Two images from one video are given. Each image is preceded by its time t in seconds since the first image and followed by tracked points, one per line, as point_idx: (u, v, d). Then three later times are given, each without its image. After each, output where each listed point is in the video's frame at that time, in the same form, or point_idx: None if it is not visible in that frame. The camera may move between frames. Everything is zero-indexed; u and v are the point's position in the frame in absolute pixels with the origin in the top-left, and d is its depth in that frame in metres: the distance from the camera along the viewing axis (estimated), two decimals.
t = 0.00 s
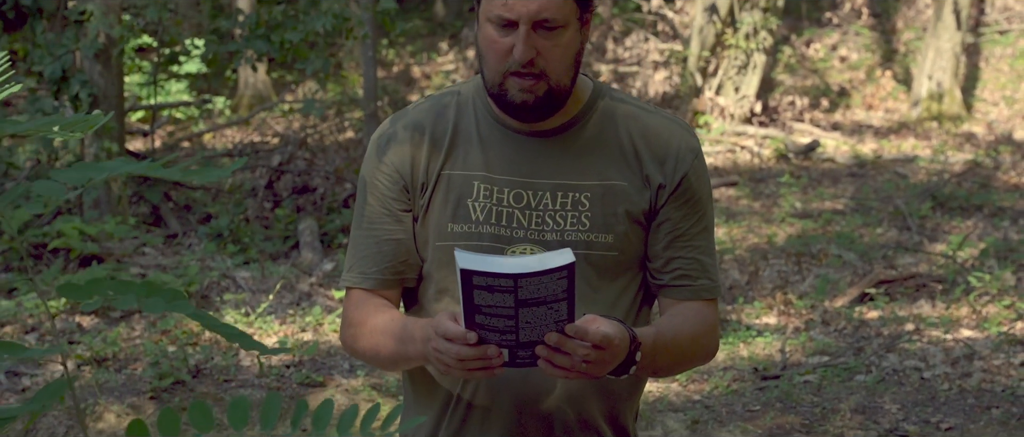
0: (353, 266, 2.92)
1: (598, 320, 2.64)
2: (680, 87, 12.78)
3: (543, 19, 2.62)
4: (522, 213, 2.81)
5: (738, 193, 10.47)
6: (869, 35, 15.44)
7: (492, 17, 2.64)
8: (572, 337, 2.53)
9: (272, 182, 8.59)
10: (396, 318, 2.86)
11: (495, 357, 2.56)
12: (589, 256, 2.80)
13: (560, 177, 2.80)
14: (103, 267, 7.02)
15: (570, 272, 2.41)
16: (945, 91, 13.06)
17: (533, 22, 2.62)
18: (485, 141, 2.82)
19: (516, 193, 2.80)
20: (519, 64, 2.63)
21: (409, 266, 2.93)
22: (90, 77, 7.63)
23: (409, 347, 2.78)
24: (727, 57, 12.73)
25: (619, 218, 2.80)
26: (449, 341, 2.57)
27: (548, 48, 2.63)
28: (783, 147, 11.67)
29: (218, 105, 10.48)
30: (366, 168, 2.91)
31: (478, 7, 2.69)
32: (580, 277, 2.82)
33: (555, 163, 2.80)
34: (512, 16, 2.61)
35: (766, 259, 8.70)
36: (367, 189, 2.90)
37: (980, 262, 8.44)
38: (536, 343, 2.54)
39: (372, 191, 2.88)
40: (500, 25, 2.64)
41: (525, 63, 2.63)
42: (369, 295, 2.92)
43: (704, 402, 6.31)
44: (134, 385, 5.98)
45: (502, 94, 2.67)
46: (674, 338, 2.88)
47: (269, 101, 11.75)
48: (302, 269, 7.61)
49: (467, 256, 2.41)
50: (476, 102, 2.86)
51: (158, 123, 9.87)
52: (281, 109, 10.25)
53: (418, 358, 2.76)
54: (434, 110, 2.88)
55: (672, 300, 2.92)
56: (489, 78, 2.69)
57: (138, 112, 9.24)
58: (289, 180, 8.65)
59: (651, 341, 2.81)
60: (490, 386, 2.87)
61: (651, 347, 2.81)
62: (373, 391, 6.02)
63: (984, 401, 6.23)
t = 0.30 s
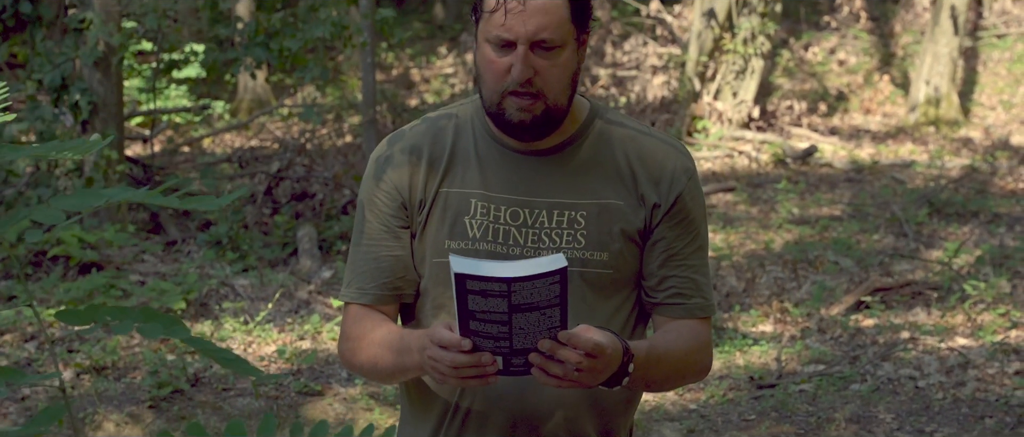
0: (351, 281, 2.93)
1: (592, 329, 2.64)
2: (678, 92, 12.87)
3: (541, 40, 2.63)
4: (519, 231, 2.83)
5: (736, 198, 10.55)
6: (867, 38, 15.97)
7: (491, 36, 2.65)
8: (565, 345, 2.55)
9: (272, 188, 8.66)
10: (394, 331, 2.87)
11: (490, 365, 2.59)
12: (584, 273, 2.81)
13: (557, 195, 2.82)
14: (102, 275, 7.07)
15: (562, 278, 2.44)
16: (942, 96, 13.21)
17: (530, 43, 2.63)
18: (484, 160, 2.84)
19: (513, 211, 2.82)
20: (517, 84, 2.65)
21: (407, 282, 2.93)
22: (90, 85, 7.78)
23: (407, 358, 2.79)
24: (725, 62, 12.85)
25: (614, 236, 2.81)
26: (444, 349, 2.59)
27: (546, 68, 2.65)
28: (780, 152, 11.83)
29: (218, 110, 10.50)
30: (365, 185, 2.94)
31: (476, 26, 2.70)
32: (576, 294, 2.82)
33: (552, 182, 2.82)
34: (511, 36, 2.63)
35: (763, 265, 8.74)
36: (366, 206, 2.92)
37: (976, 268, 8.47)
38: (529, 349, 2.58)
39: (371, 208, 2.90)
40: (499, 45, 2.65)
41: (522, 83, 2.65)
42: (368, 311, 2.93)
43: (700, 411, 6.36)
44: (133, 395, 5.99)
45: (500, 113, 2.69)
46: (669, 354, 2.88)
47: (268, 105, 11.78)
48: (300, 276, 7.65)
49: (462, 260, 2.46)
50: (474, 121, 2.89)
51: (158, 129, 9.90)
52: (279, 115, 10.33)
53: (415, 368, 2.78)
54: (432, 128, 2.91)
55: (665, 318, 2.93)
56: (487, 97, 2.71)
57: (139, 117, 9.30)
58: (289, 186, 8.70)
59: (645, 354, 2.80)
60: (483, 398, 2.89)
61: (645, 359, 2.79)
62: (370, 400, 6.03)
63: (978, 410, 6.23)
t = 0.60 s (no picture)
0: (352, 295, 2.93)
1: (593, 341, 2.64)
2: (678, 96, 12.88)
3: (549, 53, 2.69)
4: (519, 246, 2.84)
5: (735, 202, 10.61)
6: (867, 41, 16.09)
7: (497, 52, 2.71)
8: (564, 355, 2.56)
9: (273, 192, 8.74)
10: (395, 340, 2.86)
11: (490, 372, 2.60)
12: (583, 288, 2.83)
13: (556, 211, 2.83)
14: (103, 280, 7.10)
15: (561, 288, 2.45)
16: (942, 100, 13.26)
17: (538, 57, 2.68)
18: (484, 175, 2.85)
19: (514, 225, 2.83)
20: (524, 98, 2.69)
21: (408, 296, 2.94)
22: (91, 91, 7.88)
23: (407, 366, 2.79)
24: (724, 66, 12.88)
25: (613, 251, 2.83)
26: (445, 356, 2.61)
27: (554, 82, 2.70)
28: (779, 156, 11.93)
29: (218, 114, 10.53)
30: (366, 201, 2.95)
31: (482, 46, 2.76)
32: (575, 309, 2.83)
33: (552, 197, 2.83)
34: (518, 51, 2.69)
35: (762, 271, 8.76)
36: (367, 221, 2.93)
37: (974, 275, 8.47)
38: (530, 358, 2.58)
39: (372, 223, 2.92)
40: (505, 60, 2.71)
41: (529, 97, 2.69)
42: (369, 323, 2.93)
43: (698, 419, 6.38)
44: (133, 402, 5.99)
45: (505, 128, 2.73)
46: (667, 368, 2.89)
47: (268, 109, 11.81)
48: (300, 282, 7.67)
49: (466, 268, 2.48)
50: (475, 138, 2.90)
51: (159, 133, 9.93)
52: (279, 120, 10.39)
53: (415, 378, 2.78)
54: (433, 147, 2.92)
55: (663, 333, 2.94)
56: (492, 114, 2.75)
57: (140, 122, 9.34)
58: (289, 190, 8.81)
59: (644, 366, 2.81)
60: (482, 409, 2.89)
61: (644, 372, 2.80)
62: (370, 407, 6.01)
63: (975, 419, 6.22)
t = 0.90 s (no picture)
0: (363, 308, 2.94)
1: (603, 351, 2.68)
2: (684, 98, 13.11)
3: (574, 62, 2.74)
4: (529, 258, 2.85)
5: (742, 206, 10.67)
6: (874, 42, 16.47)
7: (521, 63, 2.75)
8: (576, 365, 2.59)
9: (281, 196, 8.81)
10: (407, 351, 2.87)
11: (502, 382, 2.63)
12: (592, 300, 2.85)
13: (565, 224, 2.85)
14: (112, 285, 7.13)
15: (574, 299, 2.49)
16: (949, 103, 13.40)
17: (564, 66, 2.73)
18: (493, 189, 2.87)
19: (523, 238, 2.85)
20: (550, 106, 2.72)
21: (417, 309, 2.95)
22: (101, 97, 8.01)
23: (420, 377, 2.80)
24: (732, 69, 12.92)
25: (622, 263, 2.85)
26: (458, 366, 2.64)
27: (578, 90, 2.73)
28: (786, 159, 12.01)
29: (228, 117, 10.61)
30: (376, 216, 2.97)
31: (502, 59, 2.79)
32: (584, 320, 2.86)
33: (561, 210, 2.85)
34: (543, 61, 2.73)
35: (768, 275, 8.79)
36: (376, 236, 2.95)
37: (982, 280, 8.45)
38: (542, 369, 2.61)
39: (382, 237, 2.93)
40: (530, 71, 2.74)
41: (555, 105, 2.72)
42: (379, 335, 2.95)
43: (704, 425, 6.40)
44: (143, 407, 6.01)
45: (530, 139, 2.74)
46: (677, 379, 2.91)
47: (277, 112, 11.88)
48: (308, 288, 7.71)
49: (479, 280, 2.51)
50: (483, 152, 2.92)
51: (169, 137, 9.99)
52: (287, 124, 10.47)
53: (428, 388, 2.80)
54: (440, 162, 2.93)
55: (672, 344, 2.96)
56: (515, 126, 2.76)
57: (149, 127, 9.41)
58: (297, 195, 8.82)
59: (654, 376, 2.84)
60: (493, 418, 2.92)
61: (653, 381, 2.83)
62: (378, 412, 5.99)
63: (981, 426, 6.20)
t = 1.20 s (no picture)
0: (372, 325, 2.92)
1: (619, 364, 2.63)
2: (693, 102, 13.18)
3: (593, 73, 2.75)
4: (538, 273, 2.83)
5: (750, 210, 10.72)
6: (883, 45, 16.65)
7: (543, 75, 2.74)
8: (594, 377, 2.56)
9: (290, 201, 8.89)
10: (419, 366, 2.85)
11: (519, 395, 2.60)
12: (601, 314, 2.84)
13: (574, 238, 2.84)
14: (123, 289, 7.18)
15: (591, 312, 2.49)
16: (958, 107, 13.68)
17: (586, 76, 2.73)
18: (501, 203, 2.86)
19: (532, 252, 2.83)
20: (573, 117, 2.71)
21: (427, 324, 2.92)
22: (111, 103, 8.06)
23: (434, 393, 2.77)
24: (740, 73, 13.07)
25: (631, 276, 2.85)
26: (474, 381, 2.62)
27: (598, 101, 2.74)
28: (794, 163, 12.06)
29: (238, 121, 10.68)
30: (383, 233, 2.94)
31: (522, 73, 2.78)
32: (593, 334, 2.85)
33: (570, 224, 2.84)
34: (565, 72, 2.72)
35: (776, 281, 8.80)
36: (384, 252, 2.92)
37: (989, 286, 8.45)
38: (559, 382, 2.58)
39: (390, 253, 2.90)
40: (550, 83, 2.74)
41: (578, 116, 2.71)
42: (390, 351, 2.91)
43: (711, 431, 6.39)
44: (153, 414, 6.05)
45: (553, 151, 2.73)
46: (687, 389, 2.92)
47: (286, 116, 11.93)
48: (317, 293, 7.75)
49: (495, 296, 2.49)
50: (492, 167, 2.91)
51: (180, 141, 10.05)
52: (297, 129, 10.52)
53: (443, 403, 2.77)
54: (447, 176, 2.91)
55: (680, 354, 2.98)
56: (536, 138, 2.75)
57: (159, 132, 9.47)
58: (306, 200, 8.92)
59: (663, 387, 2.84)
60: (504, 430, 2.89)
61: (663, 392, 2.83)
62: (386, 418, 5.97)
63: (988, 433, 6.18)
